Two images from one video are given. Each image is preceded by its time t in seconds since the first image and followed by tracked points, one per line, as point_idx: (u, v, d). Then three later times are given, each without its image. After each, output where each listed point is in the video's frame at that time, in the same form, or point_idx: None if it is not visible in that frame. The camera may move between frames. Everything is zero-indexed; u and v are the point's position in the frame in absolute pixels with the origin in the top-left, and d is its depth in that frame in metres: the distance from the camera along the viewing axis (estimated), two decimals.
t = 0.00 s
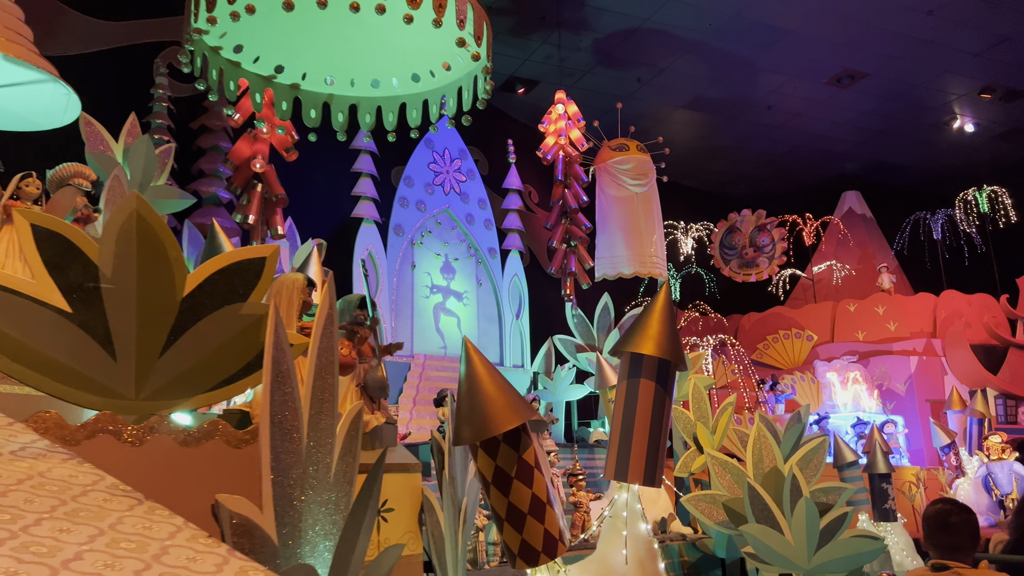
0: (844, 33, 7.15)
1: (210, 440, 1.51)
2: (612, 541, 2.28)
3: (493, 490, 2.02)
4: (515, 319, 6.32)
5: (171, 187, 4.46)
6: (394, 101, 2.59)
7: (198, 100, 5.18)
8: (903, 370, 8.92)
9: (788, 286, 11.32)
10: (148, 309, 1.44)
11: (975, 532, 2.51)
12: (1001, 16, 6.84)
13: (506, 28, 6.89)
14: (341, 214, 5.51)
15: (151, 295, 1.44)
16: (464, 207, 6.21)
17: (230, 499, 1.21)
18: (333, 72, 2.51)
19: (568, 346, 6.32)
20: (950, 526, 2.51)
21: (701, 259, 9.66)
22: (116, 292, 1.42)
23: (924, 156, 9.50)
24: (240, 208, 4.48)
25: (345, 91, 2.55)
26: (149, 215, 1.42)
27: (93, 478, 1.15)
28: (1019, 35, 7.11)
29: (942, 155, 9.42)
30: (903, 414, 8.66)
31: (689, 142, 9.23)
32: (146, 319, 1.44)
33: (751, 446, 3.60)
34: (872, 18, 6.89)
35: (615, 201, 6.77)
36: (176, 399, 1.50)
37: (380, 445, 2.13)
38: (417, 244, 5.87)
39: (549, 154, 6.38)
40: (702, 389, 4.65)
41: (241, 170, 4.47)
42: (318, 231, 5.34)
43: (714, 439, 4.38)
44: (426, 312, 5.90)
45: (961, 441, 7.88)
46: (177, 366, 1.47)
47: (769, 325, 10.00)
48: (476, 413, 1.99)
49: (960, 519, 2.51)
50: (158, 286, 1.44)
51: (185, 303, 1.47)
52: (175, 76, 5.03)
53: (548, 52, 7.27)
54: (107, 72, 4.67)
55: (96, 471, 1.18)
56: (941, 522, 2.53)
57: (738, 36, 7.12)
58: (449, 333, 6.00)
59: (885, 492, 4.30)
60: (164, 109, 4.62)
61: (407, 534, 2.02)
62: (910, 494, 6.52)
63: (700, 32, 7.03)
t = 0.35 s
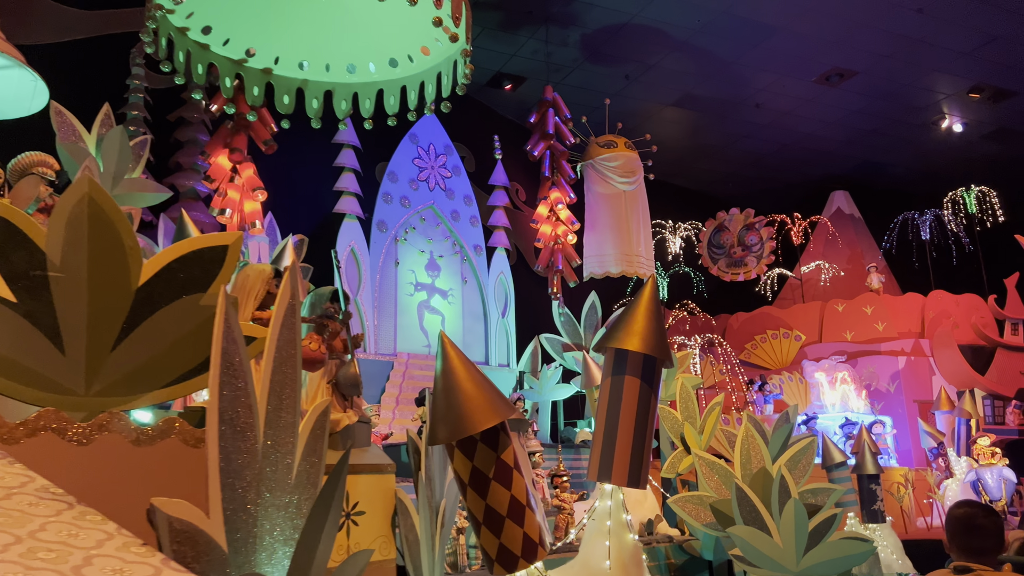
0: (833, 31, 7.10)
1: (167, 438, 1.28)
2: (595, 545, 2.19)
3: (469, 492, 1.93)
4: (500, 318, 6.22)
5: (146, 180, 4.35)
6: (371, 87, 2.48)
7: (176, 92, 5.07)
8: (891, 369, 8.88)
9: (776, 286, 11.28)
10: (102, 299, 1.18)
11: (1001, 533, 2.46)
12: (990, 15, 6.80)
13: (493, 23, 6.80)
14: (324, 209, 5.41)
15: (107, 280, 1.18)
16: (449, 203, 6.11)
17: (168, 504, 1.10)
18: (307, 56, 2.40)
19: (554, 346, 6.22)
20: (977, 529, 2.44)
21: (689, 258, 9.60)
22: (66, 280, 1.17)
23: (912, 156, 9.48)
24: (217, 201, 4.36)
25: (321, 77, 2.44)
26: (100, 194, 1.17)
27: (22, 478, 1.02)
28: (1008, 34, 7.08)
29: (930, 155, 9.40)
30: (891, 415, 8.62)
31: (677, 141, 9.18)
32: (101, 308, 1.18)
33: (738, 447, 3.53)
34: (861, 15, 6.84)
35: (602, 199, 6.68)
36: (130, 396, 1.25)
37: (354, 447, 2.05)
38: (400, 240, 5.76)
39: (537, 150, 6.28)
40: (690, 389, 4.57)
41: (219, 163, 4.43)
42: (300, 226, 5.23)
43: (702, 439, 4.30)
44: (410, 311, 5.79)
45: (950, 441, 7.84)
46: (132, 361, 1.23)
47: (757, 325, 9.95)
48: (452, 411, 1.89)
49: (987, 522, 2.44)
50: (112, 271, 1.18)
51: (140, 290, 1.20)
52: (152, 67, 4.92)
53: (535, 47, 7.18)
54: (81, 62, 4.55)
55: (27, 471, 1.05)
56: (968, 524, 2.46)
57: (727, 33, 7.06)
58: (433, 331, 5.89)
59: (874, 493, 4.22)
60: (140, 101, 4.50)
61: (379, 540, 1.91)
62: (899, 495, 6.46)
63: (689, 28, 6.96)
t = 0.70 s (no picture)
0: (824, 27, 7.03)
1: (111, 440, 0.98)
2: (576, 547, 2.10)
3: (444, 493, 1.83)
4: (485, 316, 6.13)
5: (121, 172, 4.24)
6: (346, 72, 2.31)
7: (152, 83, 4.96)
8: (878, 369, 8.85)
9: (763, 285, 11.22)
10: (48, 290, 0.88)
11: None
12: (980, 12, 6.75)
13: (479, 17, 6.70)
14: (305, 204, 5.30)
15: (55, 269, 0.89)
16: (433, 199, 6.00)
17: (91, 505, 0.90)
18: (278, 37, 2.20)
19: (540, 344, 6.12)
20: (1004, 530, 2.36)
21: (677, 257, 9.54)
22: None
23: (900, 156, 9.45)
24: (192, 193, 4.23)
25: (292, 60, 2.25)
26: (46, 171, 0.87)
27: None
28: (997, 32, 7.04)
29: (917, 154, 9.38)
30: (879, 415, 8.58)
31: (665, 138, 9.11)
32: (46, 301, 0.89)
33: (725, 446, 3.46)
34: (852, 11, 6.77)
35: (590, 195, 6.59)
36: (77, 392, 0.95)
37: (322, 444, 1.96)
38: (383, 236, 5.66)
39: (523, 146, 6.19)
40: (676, 388, 4.51)
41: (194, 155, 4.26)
42: (280, 220, 5.12)
43: (688, 439, 4.24)
44: (393, 308, 5.69)
45: (937, 440, 7.82)
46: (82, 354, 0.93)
47: (745, 324, 9.90)
48: (426, 408, 1.79)
49: (1013, 522, 2.37)
50: (61, 259, 0.89)
51: (91, 276, 0.91)
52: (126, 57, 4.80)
53: (521, 42, 7.08)
54: (53, 48, 4.42)
55: None
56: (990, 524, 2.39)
57: (716, 28, 6.98)
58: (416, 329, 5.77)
59: (862, 494, 4.16)
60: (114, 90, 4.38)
61: (348, 543, 1.81)
62: (887, 495, 6.41)
63: (677, 23, 6.87)
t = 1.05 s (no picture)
0: (813, 24, 6.97)
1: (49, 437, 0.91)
2: (557, 550, 2.00)
3: (416, 494, 1.73)
4: (470, 313, 6.04)
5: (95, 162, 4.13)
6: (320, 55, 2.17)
7: (129, 73, 4.84)
8: (866, 369, 8.81)
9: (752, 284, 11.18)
10: None
11: None
12: (969, 10, 6.72)
13: (466, 11, 6.60)
14: (286, 198, 5.20)
15: None
16: (418, 194, 5.89)
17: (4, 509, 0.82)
18: (248, 17, 2.06)
19: (527, 342, 6.02)
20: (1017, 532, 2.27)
21: (665, 255, 9.48)
22: None
23: (889, 154, 9.42)
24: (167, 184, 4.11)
25: (264, 41, 2.11)
26: None
27: None
28: (987, 30, 7.00)
29: (906, 153, 9.35)
30: (867, 414, 8.54)
31: (654, 136, 9.05)
32: None
33: (712, 446, 3.38)
34: (841, 7, 6.72)
35: (577, 190, 6.50)
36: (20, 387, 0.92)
37: (290, 443, 1.86)
38: (366, 232, 5.53)
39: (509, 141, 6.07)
40: (663, 386, 4.44)
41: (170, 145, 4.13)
42: (259, 214, 5.01)
43: (675, 438, 4.16)
44: (377, 305, 5.54)
45: (925, 440, 7.78)
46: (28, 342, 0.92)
47: (733, 323, 9.84)
48: (398, 404, 1.69)
49: None
50: None
51: (35, 263, 0.91)
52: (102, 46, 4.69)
53: (508, 36, 6.99)
54: (27, 35, 4.31)
55: None
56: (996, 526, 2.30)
57: (704, 24, 6.92)
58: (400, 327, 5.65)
59: (851, 494, 4.09)
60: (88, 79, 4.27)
61: (314, 547, 1.70)
62: (876, 495, 6.36)
63: (666, 18, 6.80)
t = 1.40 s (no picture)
0: (804, 19, 6.90)
1: None
2: (535, 558, 1.91)
3: (386, 494, 1.63)
4: (457, 310, 5.94)
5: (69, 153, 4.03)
6: (292, 37, 1.95)
7: (106, 62, 4.72)
8: (856, 368, 8.78)
9: (741, 282, 11.11)
10: None
11: None
12: (961, 6, 6.66)
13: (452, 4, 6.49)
14: (267, 193, 5.10)
15: None
16: (403, 188, 5.76)
17: None
18: None
19: (514, 340, 5.89)
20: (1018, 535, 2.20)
21: (654, 253, 9.41)
22: None
23: (879, 152, 9.38)
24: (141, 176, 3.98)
25: (232, 20, 1.89)
26: None
27: None
28: (978, 27, 6.95)
29: (896, 151, 9.31)
30: (857, 413, 8.49)
31: (643, 132, 8.97)
32: None
33: (699, 445, 3.30)
34: (832, 3, 6.65)
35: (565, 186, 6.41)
36: None
37: (255, 441, 1.77)
38: (349, 227, 5.43)
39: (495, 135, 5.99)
40: (651, 384, 4.37)
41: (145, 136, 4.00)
42: (239, 208, 4.90)
43: (663, 437, 4.10)
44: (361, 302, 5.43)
45: (915, 439, 7.73)
46: None
47: (723, 322, 9.77)
48: (366, 398, 1.60)
49: None
50: None
51: None
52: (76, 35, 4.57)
53: (496, 29, 6.89)
54: None
55: None
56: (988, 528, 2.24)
57: (694, 18, 6.84)
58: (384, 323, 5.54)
59: (841, 493, 4.02)
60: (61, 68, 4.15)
61: (276, 551, 1.64)
62: (866, 495, 6.31)
63: (655, 13, 6.73)
